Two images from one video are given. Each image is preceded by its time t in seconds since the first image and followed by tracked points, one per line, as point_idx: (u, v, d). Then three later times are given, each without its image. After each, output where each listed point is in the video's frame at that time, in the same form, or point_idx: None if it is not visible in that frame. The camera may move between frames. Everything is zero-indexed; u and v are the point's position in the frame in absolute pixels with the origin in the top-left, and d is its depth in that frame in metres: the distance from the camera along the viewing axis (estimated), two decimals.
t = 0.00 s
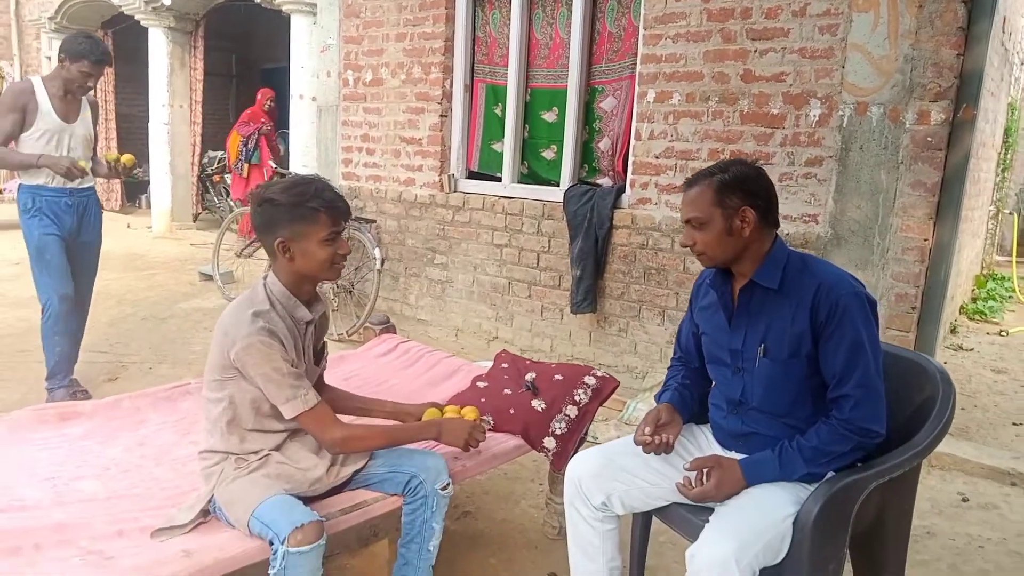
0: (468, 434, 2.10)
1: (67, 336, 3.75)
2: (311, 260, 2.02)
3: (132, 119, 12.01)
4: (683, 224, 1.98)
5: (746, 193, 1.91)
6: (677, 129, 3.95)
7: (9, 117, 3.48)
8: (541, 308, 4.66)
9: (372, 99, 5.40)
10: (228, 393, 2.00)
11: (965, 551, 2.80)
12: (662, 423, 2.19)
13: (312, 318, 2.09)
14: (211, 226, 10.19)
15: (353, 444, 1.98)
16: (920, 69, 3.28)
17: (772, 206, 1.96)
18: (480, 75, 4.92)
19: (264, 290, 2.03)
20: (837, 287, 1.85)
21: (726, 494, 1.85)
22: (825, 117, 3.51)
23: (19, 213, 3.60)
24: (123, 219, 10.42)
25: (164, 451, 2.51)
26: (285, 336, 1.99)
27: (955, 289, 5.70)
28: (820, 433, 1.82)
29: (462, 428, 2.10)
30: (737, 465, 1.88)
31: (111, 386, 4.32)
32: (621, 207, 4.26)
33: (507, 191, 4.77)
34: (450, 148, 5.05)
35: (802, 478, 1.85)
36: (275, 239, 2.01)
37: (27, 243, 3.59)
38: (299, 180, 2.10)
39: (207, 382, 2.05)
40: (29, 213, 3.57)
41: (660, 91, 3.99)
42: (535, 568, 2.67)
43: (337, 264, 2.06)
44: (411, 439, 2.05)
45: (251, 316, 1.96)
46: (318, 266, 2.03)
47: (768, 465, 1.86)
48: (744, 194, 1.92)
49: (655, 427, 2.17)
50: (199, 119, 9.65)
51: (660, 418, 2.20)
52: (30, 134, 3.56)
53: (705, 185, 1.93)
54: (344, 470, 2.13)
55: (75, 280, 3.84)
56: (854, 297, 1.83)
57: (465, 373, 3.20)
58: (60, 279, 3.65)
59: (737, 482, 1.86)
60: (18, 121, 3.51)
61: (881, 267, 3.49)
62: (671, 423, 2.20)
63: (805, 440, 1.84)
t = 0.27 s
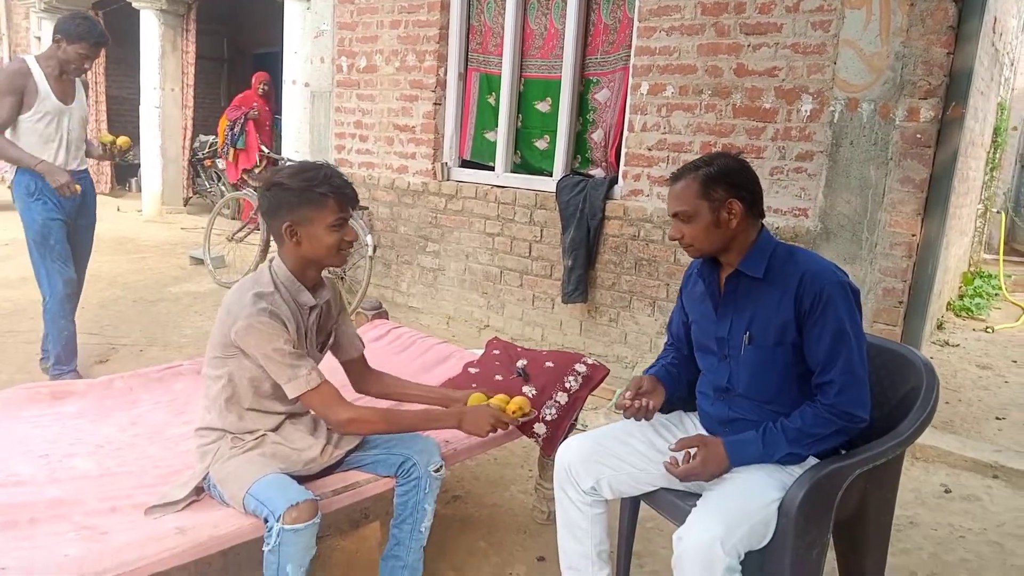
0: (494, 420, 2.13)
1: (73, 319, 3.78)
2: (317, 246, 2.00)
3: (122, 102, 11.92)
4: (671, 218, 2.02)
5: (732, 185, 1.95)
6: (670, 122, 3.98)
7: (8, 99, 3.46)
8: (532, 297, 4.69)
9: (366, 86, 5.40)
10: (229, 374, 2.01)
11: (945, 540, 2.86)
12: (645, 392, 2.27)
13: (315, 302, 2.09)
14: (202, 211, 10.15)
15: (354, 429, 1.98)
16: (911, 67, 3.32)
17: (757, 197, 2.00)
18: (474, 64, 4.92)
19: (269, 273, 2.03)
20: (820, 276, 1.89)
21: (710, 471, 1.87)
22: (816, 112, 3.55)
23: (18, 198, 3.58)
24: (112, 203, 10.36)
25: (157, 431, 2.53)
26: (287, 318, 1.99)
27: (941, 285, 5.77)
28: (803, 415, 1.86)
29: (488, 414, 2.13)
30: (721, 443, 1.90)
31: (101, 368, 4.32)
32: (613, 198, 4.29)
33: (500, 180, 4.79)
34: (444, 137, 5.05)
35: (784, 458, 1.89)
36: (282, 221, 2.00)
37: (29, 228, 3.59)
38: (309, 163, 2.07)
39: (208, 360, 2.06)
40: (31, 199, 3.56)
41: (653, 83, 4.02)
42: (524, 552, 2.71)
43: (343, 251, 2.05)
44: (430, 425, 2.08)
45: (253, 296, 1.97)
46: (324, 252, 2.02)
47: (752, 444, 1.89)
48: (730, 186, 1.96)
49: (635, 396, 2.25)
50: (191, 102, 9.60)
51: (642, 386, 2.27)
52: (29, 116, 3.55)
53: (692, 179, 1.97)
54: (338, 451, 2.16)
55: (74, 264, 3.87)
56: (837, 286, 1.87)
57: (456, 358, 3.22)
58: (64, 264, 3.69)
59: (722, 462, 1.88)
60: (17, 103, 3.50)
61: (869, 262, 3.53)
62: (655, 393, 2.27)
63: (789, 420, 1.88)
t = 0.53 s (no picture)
0: (497, 450, 1.97)
1: (78, 335, 3.81)
2: (337, 271, 1.98)
3: (127, 116, 12.01)
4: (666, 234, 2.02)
5: (724, 199, 1.96)
6: (671, 133, 4.00)
7: (26, 114, 3.50)
8: (534, 309, 4.70)
9: (369, 99, 5.44)
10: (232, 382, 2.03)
11: (947, 552, 2.86)
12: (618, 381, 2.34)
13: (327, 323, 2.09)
14: (206, 224, 10.20)
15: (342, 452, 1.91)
16: (910, 77, 3.34)
17: (748, 209, 2.01)
18: (476, 76, 4.96)
19: (288, 287, 2.04)
20: (809, 286, 1.89)
21: (681, 454, 1.96)
22: (816, 123, 3.56)
23: (32, 214, 3.61)
24: (117, 216, 10.41)
25: (162, 443, 2.54)
26: (292, 334, 1.99)
27: (944, 296, 5.77)
28: (781, 419, 1.88)
29: (491, 443, 1.97)
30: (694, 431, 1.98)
31: (106, 381, 4.34)
32: (615, 209, 4.31)
33: (502, 192, 4.82)
34: (447, 149, 5.09)
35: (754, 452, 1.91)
36: (308, 241, 1.97)
37: (42, 245, 3.61)
38: (348, 187, 2.03)
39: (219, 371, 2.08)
40: (47, 214, 3.60)
41: (654, 95, 4.04)
42: (527, 564, 2.71)
43: (362, 279, 2.02)
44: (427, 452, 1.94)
45: (263, 308, 1.98)
46: (342, 278, 1.99)
47: (726, 438, 1.92)
48: (722, 201, 1.96)
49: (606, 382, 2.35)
50: (196, 116, 9.65)
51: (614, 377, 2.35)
52: (46, 130, 3.60)
53: (684, 194, 1.97)
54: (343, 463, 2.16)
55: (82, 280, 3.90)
56: (824, 296, 1.87)
57: (459, 371, 3.24)
58: (72, 281, 3.72)
59: (694, 451, 1.96)
60: (34, 118, 3.54)
61: (869, 272, 3.54)
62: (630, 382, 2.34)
63: (768, 424, 1.90)
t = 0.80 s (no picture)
0: (413, 503, 1.87)
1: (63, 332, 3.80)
2: (341, 276, 1.97)
3: (122, 113, 11.97)
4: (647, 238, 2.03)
5: (703, 203, 1.97)
6: (666, 134, 4.01)
7: (25, 110, 3.50)
8: (529, 308, 4.70)
9: (365, 98, 5.43)
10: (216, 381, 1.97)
11: (938, 552, 2.87)
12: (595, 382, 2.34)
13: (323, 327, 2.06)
14: (201, 222, 10.18)
15: (257, 481, 1.81)
16: (904, 80, 3.36)
17: (727, 212, 2.02)
18: (471, 76, 4.96)
19: (286, 290, 2.02)
20: (779, 286, 1.91)
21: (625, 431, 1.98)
22: (810, 125, 3.57)
23: (30, 210, 3.58)
24: (112, 213, 10.38)
25: (153, 440, 2.53)
26: (279, 337, 1.95)
27: (937, 298, 5.79)
28: (732, 409, 1.91)
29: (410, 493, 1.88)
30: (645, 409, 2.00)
31: (99, 379, 4.32)
32: (609, 210, 4.32)
33: (497, 191, 4.82)
34: (442, 148, 5.08)
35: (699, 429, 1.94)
36: (311, 246, 1.95)
37: (37, 243, 3.60)
38: (352, 193, 2.03)
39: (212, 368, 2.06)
40: (46, 212, 3.59)
41: (649, 96, 4.05)
42: (519, 563, 2.71)
43: (365, 285, 2.02)
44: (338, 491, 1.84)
45: (253, 306, 1.95)
46: (344, 283, 1.98)
47: (672, 418, 1.97)
48: (701, 204, 1.97)
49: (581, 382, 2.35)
50: (191, 114, 9.63)
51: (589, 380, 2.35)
52: (44, 125, 3.59)
53: (661, 198, 1.98)
54: (334, 460, 2.16)
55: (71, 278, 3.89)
56: (790, 295, 1.88)
57: (452, 369, 3.24)
58: (62, 280, 3.71)
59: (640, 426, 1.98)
60: (34, 114, 3.53)
61: (863, 274, 3.55)
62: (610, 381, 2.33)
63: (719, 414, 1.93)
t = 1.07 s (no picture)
0: (409, 496, 1.88)
1: (69, 317, 3.82)
2: (345, 265, 1.97)
3: (129, 99, 11.98)
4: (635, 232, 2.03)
5: (688, 197, 1.96)
6: (672, 123, 3.99)
7: (35, 95, 3.50)
8: (533, 297, 4.70)
9: (371, 85, 5.42)
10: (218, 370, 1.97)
11: (940, 543, 2.87)
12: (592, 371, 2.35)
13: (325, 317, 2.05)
14: (207, 208, 10.19)
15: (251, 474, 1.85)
16: (913, 70, 3.33)
17: (714, 204, 2.00)
18: (477, 64, 4.94)
19: (288, 279, 2.01)
20: (755, 277, 1.91)
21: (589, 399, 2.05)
22: (818, 115, 3.55)
23: (39, 196, 3.60)
24: (118, 199, 10.40)
25: (156, 424, 2.54)
26: (279, 327, 1.94)
27: (944, 290, 5.76)
28: (691, 394, 1.94)
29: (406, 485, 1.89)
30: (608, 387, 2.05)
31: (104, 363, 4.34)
32: (615, 199, 4.30)
33: (503, 180, 4.81)
34: (447, 136, 5.07)
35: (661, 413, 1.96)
36: (314, 238, 1.95)
37: (47, 229, 3.62)
38: (352, 181, 2.02)
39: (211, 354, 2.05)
40: (56, 199, 3.61)
41: (656, 85, 4.03)
42: (521, 549, 2.72)
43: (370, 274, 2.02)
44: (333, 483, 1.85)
45: (254, 296, 1.93)
46: (349, 272, 1.98)
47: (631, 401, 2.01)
48: (687, 198, 1.96)
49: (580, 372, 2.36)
50: (197, 100, 9.62)
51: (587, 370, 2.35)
52: (54, 111, 3.59)
53: (645, 192, 1.98)
54: (336, 446, 2.16)
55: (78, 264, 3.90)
56: (759, 286, 1.88)
57: (456, 356, 3.25)
58: (69, 267, 3.72)
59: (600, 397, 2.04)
60: (43, 99, 3.53)
61: (869, 265, 3.53)
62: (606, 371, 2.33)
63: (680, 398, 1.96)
